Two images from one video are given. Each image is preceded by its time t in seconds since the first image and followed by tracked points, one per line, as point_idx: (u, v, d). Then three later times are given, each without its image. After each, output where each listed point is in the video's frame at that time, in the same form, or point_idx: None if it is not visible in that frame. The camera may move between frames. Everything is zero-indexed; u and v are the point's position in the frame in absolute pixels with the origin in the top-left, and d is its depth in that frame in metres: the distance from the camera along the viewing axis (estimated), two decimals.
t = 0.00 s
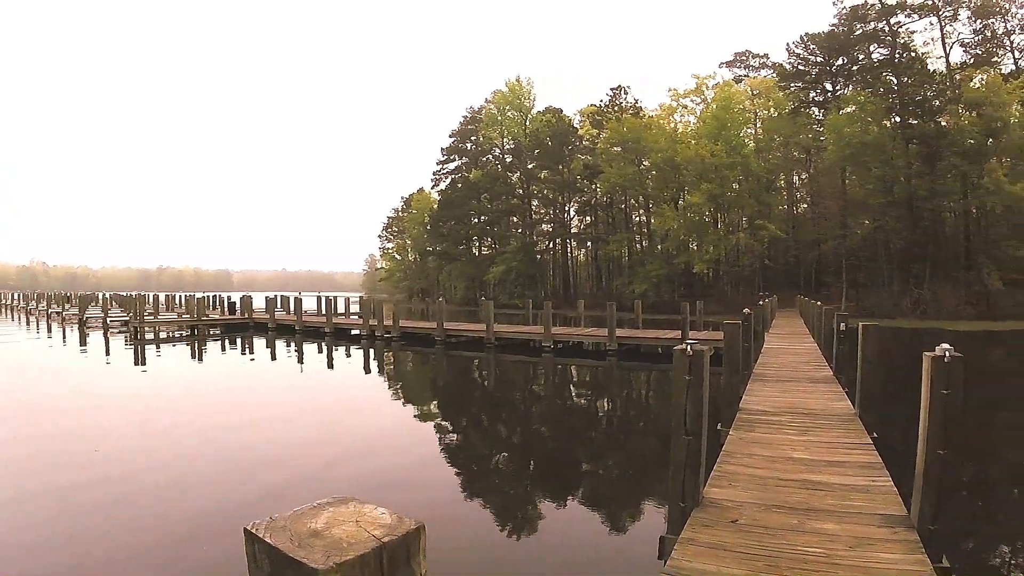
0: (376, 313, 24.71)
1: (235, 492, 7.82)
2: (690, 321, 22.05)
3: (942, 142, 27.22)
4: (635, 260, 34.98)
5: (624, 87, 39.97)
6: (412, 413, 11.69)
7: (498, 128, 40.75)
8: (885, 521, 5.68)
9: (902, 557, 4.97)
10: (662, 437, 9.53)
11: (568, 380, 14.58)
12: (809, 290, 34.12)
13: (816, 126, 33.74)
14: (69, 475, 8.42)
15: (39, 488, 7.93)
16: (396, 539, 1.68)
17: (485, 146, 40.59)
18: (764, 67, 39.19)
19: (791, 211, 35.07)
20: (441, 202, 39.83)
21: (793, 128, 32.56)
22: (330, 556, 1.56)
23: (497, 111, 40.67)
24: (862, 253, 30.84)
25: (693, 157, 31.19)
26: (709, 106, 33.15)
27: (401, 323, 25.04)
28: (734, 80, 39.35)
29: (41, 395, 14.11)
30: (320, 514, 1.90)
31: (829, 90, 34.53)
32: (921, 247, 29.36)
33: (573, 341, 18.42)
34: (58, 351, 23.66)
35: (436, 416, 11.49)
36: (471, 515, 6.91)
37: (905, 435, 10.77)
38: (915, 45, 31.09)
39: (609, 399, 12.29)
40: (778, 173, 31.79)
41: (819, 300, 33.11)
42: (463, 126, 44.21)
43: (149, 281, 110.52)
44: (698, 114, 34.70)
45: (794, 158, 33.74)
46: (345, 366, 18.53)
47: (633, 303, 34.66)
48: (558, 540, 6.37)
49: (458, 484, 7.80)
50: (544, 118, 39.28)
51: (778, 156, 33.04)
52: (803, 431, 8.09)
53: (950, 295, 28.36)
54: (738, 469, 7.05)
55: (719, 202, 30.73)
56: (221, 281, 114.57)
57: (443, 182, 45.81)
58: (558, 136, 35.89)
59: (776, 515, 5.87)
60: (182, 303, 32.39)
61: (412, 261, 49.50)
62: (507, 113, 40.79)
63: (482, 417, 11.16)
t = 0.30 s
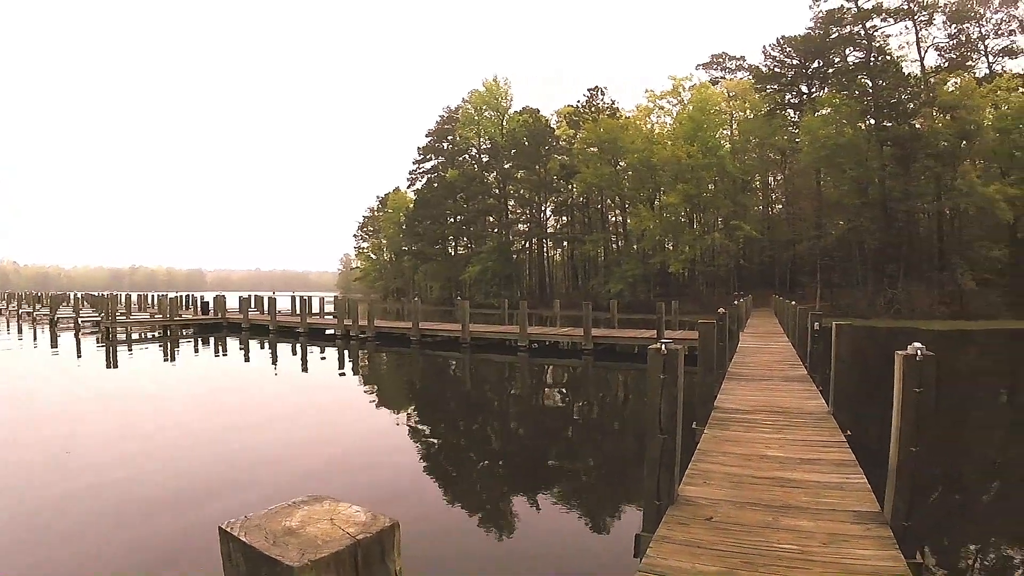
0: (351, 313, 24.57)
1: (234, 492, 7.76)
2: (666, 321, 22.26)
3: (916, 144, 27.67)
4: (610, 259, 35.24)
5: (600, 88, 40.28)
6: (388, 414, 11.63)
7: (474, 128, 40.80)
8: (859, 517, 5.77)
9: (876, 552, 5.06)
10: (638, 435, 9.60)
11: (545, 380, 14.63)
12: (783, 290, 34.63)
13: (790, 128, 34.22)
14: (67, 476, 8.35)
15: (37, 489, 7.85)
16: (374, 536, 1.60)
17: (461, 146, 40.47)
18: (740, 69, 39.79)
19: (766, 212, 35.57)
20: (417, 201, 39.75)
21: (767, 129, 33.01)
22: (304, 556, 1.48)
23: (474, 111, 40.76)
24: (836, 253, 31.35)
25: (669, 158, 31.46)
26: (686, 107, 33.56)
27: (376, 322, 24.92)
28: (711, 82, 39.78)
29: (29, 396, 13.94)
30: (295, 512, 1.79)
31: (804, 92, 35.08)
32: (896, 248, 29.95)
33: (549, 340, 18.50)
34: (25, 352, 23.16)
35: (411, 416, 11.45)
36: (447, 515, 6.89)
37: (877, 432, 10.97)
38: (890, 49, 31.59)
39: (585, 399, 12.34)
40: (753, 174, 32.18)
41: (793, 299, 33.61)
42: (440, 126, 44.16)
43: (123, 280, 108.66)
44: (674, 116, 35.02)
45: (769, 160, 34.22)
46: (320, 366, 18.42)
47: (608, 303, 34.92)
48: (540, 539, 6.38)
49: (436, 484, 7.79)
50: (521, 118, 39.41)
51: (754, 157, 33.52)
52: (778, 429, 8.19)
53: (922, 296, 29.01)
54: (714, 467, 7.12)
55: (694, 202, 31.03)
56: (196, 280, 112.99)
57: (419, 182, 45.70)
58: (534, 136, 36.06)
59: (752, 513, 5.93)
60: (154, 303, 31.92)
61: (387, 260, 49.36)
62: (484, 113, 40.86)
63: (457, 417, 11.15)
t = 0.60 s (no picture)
0: (333, 313, 24.47)
1: (236, 492, 7.70)
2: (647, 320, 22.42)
3: (897, 146, 28.05)
4: (593, 259, 35.39)
5: (582, 89, 40.50)
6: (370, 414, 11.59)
7: (457, 128, 40.81)
8: (839, 514, 5.85)
9: (855, 550, 5.13)
10: (620, 434, 9.68)
11: (527, 380, 14.67)
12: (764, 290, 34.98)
13: (771, 129, 34.55)
14: (67, 475, 8.27)
15: (37, 490, 7.77)
16: (356, 533, 1.56)
17: (444, 146, 40.41)
18: (722, 71, 40.15)
19: (747, 213, 35.90)
20: (399, 201, 39.61)
21: (749, 131, 33.29)
22: (286, 554, 1.43)
23: (457, 111, 40.78)
24: (816, 252, 31.80)
25: (651, 159, 31.65)
26: (669, 107, 33.71)
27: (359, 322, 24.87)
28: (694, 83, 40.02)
29: (24, 395, 13.84)
30: (276, 510, 1.73)
31: (786, 94, 35.46)
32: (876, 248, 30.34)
33: (532, 340, 18.57)
34: None
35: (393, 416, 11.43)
36: (430, 514, 6.91)
37: (854, 430, 11.12)
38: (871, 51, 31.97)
39: (566, 398, 12.44)
40: (734, 175, 32.46)
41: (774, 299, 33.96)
42: (422, 125, 44.06)
43: (106, 279, 107.56)
44: (657, 116, 35.25)
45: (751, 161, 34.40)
46: (301, 366, 18.32)
47: (590, 303, 35.06)
48: (528, 538, 6.41)
49: (415, 485, 7.78)
50: (503, 118, 39.45)
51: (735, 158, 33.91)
52: (759, 427, 8.29)
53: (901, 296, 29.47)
54: (695, 466, 7.18)
55: (676, 203, 31.23)
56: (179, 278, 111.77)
57: (401, 181, 45.57)
58: (517, 136, 36.16)
59: (732, 511, 5.99)
60: (132, 303, 31.51)
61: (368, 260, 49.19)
62: (467, 113, 40.90)
63: (438, 417, 11.15)
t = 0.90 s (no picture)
0: (316, 313, 24.37)
1: (236, 494, 7.68)
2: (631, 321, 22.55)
3: (879, 148, 28.41)
4: (577, 260, 35.51)
5: (567, 90, 40.72)
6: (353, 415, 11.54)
7: (442, 128, 40.81)
8: (820, 513, 5.93)
9: (835, 549, 5.20)
10: (604, 434, 9.72)
11: (512, 380, 14.71)
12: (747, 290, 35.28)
13: (755, 131, 34.87)
14: (62, 477, 8.25)
15: (39, 490, 7.78)
16: (334, 531, 1.52)
17: (428, 145, 40.25)
18: (706, 72, 40.49)
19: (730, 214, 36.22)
20: (383, 200, 39.41)
21: (734, 132, 33.53)
22: (267, 551, 1.41)
23: (441, 111, 40.94)
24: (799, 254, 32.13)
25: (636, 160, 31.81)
26: (652, 110, 34.15)
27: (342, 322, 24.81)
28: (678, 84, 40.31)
29: (20, 395, 13.80)
30: (256, 508, 1.69)
31: (769, 96, 35.81)
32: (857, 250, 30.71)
33: (516, 340, 18.63)
34: None
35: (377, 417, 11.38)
36: (414, 515, 6.91)
37: (835, 429, 11.26)
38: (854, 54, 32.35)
39: (551, 398, 12.46)
40: (717, 177, 32.71)
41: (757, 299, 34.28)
42: (407, 124, 43.96)
43: (87, 278, 106.13)
44: (641, 118, 35.54)
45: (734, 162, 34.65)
46: (285, 366, 18.22)
47: (574, 303, 35.18)
48: (515, 539, 6.44)
49: (399, 486, 7.76)
50: (488, 118, 39.53)
51: (719, 160, 34.18)
52: (741, 427, 8.37)
53: (883, 297, 29.85)
54: (677, 466, 7.23)
55: (660, 204, 31.43)
56: (162, 278, 110.45)
57: (386, 181, 45.47)
58: (501, 136, 36.31)
59: (713, 510, 6.04)
60: (113, 303, 31.17)
61: (353, 260, 49.03)
62: (451, 112, 41.00)
63: (422, 417, 11.12)
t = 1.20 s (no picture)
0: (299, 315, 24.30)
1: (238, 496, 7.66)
2: (615, 322, 22.71)
3: (863, 151, 28.88)
4: (562, 262, 35.64)
5: (552, 92, 40.88)
6: (338, 417, 11.48)
7: (427, 130, 39.99)
8: (802, 512, 6.01)
9: (816, 548, 5.28)
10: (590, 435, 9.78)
11: (496, 382, 14.76)
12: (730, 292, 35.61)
13: (739, 134, 35.14)
14: (64, 478, 8.23)
15: (40, 492, 7.76)
16: (316, 532, 1.51)
17: (413, 147, 40.16)
18: (690, 75, 40.81)
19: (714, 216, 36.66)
20: (368, 201, 39.25)
21: (718, 135, 33.77)
22: (247, 550, 1.40)
23: (426, 113, 40.28)
24: (783, 256, 32.40)
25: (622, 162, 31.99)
26: (637, 112, 34.43)
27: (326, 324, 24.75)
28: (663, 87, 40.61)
29: (18, 396, 13.76)
30: (238, 509, 1.67)
31: (753, 99, 36.18)
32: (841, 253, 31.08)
33: (500, 342, 18.71)
34: None
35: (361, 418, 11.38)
36: (401, 517, 6.92)
37: (815, 430, 11.40)
38: (838, 58, 32.71)
39: (536, 400, 12.49)
40: (701, 180, 32.95)
41: (741, 301, 34.63)
42: (392, 126, 43.85)
43: (68, 279, 104.84)
44: (626, 120, 35.81)
45: (719, 165, 34.93)
46: (268, 368, 18.11)
47: (559, 305, 35.29)
48: (505, 539, 6.48)
49: (384, 489, 7.73)
50: (473, 120, 39.57)
51: (703, 163, 34.28)
52: (723, 427, 8.46)
53: (866, 299, 30.16)
54: (660, 466, 7.30)
55: (645, 206, 31.62)
56: (144, 278, 109.25)
57: (370, 182, 45.30)
58: (486, 138, 36.48)
59: (695, 510, 6.11)
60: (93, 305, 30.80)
61: (337, 262, 48.87)
62: (437, 115, 40.21)
63: (405, 419, 11.13)
